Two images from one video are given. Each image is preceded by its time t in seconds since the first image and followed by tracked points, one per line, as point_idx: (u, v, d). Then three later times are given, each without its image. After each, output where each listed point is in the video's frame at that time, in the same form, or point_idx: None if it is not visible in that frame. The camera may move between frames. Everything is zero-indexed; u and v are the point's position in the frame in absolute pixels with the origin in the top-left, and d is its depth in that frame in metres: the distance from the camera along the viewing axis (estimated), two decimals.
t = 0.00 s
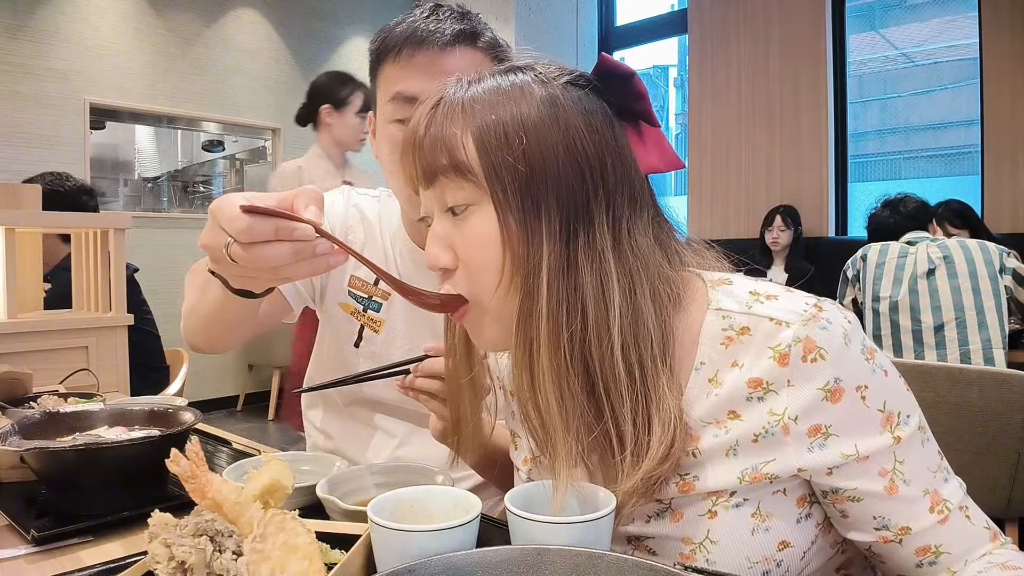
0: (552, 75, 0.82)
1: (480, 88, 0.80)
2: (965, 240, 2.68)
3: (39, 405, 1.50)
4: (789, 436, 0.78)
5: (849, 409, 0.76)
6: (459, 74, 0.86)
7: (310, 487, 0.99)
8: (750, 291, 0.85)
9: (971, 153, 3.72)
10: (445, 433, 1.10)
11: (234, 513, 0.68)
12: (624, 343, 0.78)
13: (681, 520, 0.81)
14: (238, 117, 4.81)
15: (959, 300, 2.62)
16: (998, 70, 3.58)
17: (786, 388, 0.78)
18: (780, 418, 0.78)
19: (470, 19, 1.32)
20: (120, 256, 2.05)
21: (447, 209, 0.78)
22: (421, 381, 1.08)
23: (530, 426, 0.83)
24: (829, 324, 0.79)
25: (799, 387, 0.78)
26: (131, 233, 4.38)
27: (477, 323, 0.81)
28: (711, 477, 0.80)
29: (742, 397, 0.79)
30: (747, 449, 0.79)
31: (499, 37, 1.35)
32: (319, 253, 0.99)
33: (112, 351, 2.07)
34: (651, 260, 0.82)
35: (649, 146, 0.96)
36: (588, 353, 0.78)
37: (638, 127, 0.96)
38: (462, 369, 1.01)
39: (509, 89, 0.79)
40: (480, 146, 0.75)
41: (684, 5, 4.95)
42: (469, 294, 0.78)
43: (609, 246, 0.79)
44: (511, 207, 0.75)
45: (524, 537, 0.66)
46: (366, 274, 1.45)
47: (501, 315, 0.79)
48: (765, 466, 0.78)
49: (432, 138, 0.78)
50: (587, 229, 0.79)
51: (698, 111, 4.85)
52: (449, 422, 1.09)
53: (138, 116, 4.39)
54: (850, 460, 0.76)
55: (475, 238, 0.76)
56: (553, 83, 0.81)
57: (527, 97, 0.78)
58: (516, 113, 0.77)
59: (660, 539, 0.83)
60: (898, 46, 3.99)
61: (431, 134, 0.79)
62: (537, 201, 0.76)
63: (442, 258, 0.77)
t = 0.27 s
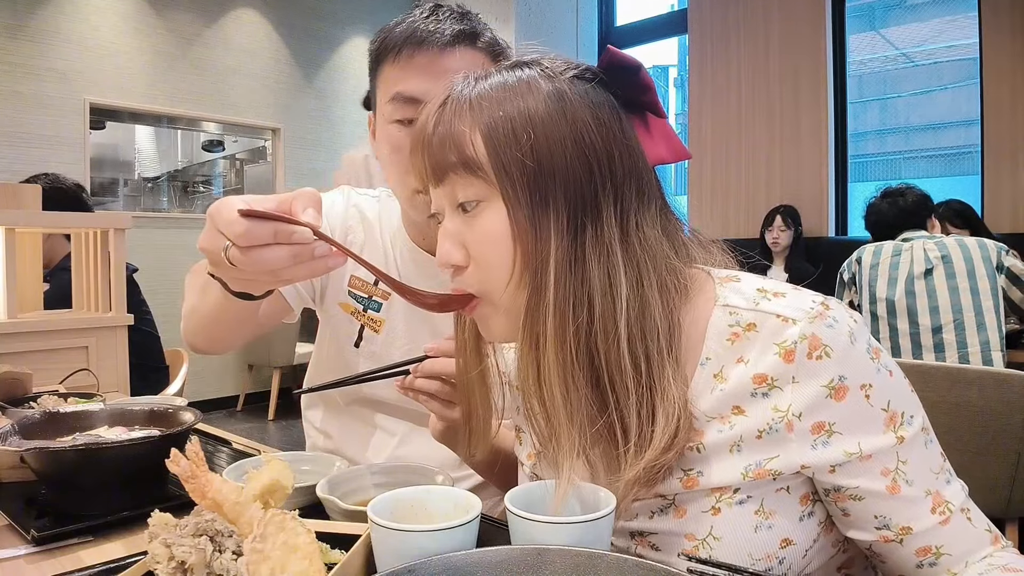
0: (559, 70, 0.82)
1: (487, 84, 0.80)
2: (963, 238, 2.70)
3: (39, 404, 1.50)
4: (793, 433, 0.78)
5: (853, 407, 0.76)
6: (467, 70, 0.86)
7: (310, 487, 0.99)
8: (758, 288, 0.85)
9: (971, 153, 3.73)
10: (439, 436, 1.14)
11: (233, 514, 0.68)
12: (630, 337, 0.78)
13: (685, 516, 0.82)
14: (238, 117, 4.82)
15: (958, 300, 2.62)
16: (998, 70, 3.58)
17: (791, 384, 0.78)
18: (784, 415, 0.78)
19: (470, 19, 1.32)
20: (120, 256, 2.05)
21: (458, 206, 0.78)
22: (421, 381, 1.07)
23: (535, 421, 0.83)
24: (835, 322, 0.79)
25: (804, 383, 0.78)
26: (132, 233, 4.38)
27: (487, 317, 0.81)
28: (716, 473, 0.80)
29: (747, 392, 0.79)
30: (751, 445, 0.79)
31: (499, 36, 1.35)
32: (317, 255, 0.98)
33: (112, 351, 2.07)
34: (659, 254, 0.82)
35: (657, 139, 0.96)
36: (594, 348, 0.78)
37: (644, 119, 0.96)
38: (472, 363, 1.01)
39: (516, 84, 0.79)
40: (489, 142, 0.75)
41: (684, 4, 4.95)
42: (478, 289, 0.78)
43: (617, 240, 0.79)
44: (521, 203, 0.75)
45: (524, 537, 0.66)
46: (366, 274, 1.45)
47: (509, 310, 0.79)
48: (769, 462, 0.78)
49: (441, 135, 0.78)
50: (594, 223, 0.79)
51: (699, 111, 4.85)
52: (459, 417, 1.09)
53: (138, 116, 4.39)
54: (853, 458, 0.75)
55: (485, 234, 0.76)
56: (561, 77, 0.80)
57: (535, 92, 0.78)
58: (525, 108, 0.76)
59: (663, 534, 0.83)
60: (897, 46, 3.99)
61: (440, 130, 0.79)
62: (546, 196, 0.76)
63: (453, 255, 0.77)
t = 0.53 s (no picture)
0: (565, 67, 0.82)
1: (493, 81, 0.80)
2: (963, 237, 2.65)
3: (39, 404, 1.50)
4: (795, 433, 0.78)
5: (855, 407, 0.76)
6: (473, 67, 0.86)
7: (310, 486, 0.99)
8: (762, 287, 0.85)
9: (971, 152, 3.73)
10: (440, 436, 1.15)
11: (233, 514, 0.68)
12: (634, 335, 0.78)
13: (688, 515, 0.81)
14: (238, 117, 4.82)
15: (953, 304, 2.59)
16: (998, 70, 3.58)
17: (794, 384, 0.79)
18: (787, 414, 0.78)
19: (470, 20, 1.32)
20: (120, 256, 2.05)
21: (463, 203, 0.79)
22: (422, 381, 1.07)
23: (537, 419, 0.84)
24: (838, 323, 0.80)
25: (807, 383, 0.78)
26: (132, 233, 4.38)
27: (493, 313, 0.81)
28: (718, 472, 0.80)
29: (751, 391, 0.80)
30: (754, 444, 0.79)
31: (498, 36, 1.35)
32: (320, 253, 0.98)
33: (112, 351, 2.07)
34: (665, 251, 0.82)
35: (663, 136, 0.95)
36: (598, 346, 0.78)
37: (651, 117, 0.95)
38: (474, 364, 1.01)
39: (523, 81, 0.79)
40: (495, 139, 0.76)
41: (684, 5, 4.96)
42: (482, 286, 0.78)
43: (622, 238, 0.79)
44: (526, 200, 0.76)
45: (524, 538, 0.66)
46: (366, 274, 1.45)
47: (514, 307, 0.80)
48: (772, 461, 0.78)
49: (449, 132, 0.79)
50: (599, 221, 0.79)
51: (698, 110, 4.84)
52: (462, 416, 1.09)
53: (138, 116, 4.39)
54: (855, 458, 0.75)
55: (490, 231, 0.76)
56: (567, 74, 0.80)
57: (542, 89, 0.78)
58: (531, 105, 0.77)
59: (665, 533, 0.83)
60: (897, 46, 4.00)
61: (447, 128, 0.79)
62: (551, 193, 0.76)
63: (458, 252, 0.78)
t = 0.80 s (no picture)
0: (571, 65, 0.82)
1: (498, 80, 0.81)
2: (968, 239, 2.63)
3: (38, 405, 1.50)
4: (796, 431, 0.78)
5: (857, 406, 0.76)
6: (479, 66, 0.87)
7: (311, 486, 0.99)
8: (765, 286, 0.85)
9: (971, 152, 3.73)
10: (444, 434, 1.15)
11: (233, 514, 0.68)
12: (636, 332, 0.78)
13: (688, 514, 0.81)
14: (238, 117, 4.81)
15: (954, 308, 2.58)
16: (998, 70, 3.57)
17: (796, 383, 0.78)
18: (788, 413, 0.78)
19: (472, 20, 1.33)
20: (120, 256, 2.05)
21: (468, 200, 0.80)
22: (422, 382, 1.06)
23: (540, 416, 0.84)
24: (840, 322, 0.80)
25: (808, 382, 0.78)
26: (132, 234, 4.38)
27: (496, 309, 0.82)
28: (719, 470, 0.80)
29: (752, 390, 0.80)
30: (756, 441, 0.79)
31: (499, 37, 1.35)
32: (325, 252, 0.98)
33: (111, 351, 2.07)
34: (668, 248, 0.82)
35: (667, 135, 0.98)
36: (600, 343, 0.79)
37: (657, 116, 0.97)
38: (477, 356, 1.02)
39: (528, 79, 0.80)
40: (500, 136, 0.77)
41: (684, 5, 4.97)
42: (487, 283, 0.80)
43: (625, 235, 0.80)
44: (530, 197, 0.77)
45: (524, 537, 0.66)
46: (367, 274, 1.46)
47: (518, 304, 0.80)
48: (773, 460, 0.78)
49: (455, 129, 0.80)
50: (603, 219, 0.79)
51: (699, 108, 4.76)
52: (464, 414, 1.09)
53: (138, 116, 4.39)
54: (856, 457, 0.75)
55: (494, 228, 0.77)
56: (572, 72, 0.81)
57: (547, 87, 0.78)
58: (536, 103, 0.77)
59: (666, 531, 0.83)
60: (897, 46, 4.02)
61: (452, 126, 0.80)
62: (555, 190, 0.77)
63: (463, 248, 0.79)
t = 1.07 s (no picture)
0: (575, 63, 0.83)
1: (504, 76, 0.82)
2: (968, 239, 2.61)
3: (38, 404, 1.50)
4: (797, 430, 0.78)
5: (857, 406, 0.77)
6: (486, 63, 0.88)
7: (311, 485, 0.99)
8: (767, 285, 0.86)
9: (968, 153, 3.69)
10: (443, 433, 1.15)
11: (235, 513, 0.68)
12: (637, 328, 0.78)
13: (689, 513, 0.81)
14: (237, 117, 4.81)
15: (953, 309, 2.58)
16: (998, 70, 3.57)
17: (797, 381, 0.78)
18: (789, 412, 0.78)
19: (475, 20, 1.33)
20: (120, 256, 2.05)
21: (473, 196, 0.81)
22: (423, 382, 1.06)
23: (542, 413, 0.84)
24: (842, 322, 0.80)
25: (810, 381, 0.78)
26: (132, 234, 4.38)
27: (501, 304, 0.82)
28: (720, 469, 0.80)
29: (753, 388, 0.80)
30: (757, 440, 0.79)
31: (501, 38, 1.35)
32: (328, 250, 0.99)
33: (111, 351, 2.07)
34: (671, 245, 0.82)
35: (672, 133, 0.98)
36: (602, 340, 0.79)
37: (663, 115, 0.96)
38: (480, 352, 1.02)
39: (533, 77, 0.80)
40: (504, 132, 0.77)
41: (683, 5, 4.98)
42: (492, 278, 0.81)
43: (628, 232, 0.80)
44: (533, 192, 0.77)
45: (525, 537, 0.66)
46: (368, 274, 1.46)
47: (522, 301, 0.81)
48: (774, 459, 0.78)
49: (460, 125, 0.81)
50: (606, 215, 0.79)
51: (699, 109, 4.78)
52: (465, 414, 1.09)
53: (138, 116, 4.39)
54: (856, 456, 0.76)
55: (498, 224, 0.78)
56: (576, 70, 0.81)
57: (551, 84, 0.79)
58: (540, 99, 0.78)
59: (668, 530, 0.83)
60: (898, 46, 4.04)
61: (457, 122, 0.81)
62: (558, 187, 0.77)
63: (467, 243, 0.79)
